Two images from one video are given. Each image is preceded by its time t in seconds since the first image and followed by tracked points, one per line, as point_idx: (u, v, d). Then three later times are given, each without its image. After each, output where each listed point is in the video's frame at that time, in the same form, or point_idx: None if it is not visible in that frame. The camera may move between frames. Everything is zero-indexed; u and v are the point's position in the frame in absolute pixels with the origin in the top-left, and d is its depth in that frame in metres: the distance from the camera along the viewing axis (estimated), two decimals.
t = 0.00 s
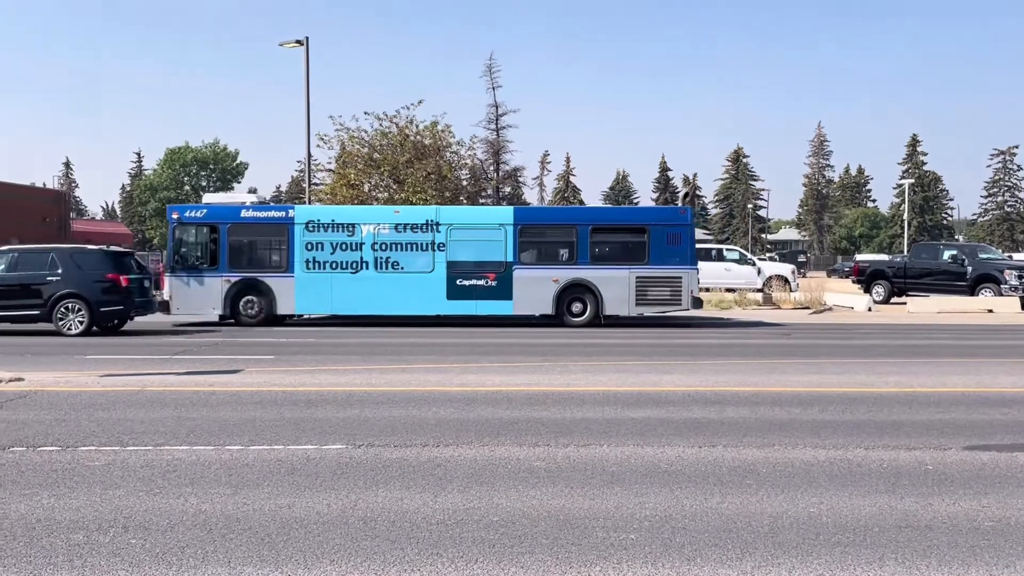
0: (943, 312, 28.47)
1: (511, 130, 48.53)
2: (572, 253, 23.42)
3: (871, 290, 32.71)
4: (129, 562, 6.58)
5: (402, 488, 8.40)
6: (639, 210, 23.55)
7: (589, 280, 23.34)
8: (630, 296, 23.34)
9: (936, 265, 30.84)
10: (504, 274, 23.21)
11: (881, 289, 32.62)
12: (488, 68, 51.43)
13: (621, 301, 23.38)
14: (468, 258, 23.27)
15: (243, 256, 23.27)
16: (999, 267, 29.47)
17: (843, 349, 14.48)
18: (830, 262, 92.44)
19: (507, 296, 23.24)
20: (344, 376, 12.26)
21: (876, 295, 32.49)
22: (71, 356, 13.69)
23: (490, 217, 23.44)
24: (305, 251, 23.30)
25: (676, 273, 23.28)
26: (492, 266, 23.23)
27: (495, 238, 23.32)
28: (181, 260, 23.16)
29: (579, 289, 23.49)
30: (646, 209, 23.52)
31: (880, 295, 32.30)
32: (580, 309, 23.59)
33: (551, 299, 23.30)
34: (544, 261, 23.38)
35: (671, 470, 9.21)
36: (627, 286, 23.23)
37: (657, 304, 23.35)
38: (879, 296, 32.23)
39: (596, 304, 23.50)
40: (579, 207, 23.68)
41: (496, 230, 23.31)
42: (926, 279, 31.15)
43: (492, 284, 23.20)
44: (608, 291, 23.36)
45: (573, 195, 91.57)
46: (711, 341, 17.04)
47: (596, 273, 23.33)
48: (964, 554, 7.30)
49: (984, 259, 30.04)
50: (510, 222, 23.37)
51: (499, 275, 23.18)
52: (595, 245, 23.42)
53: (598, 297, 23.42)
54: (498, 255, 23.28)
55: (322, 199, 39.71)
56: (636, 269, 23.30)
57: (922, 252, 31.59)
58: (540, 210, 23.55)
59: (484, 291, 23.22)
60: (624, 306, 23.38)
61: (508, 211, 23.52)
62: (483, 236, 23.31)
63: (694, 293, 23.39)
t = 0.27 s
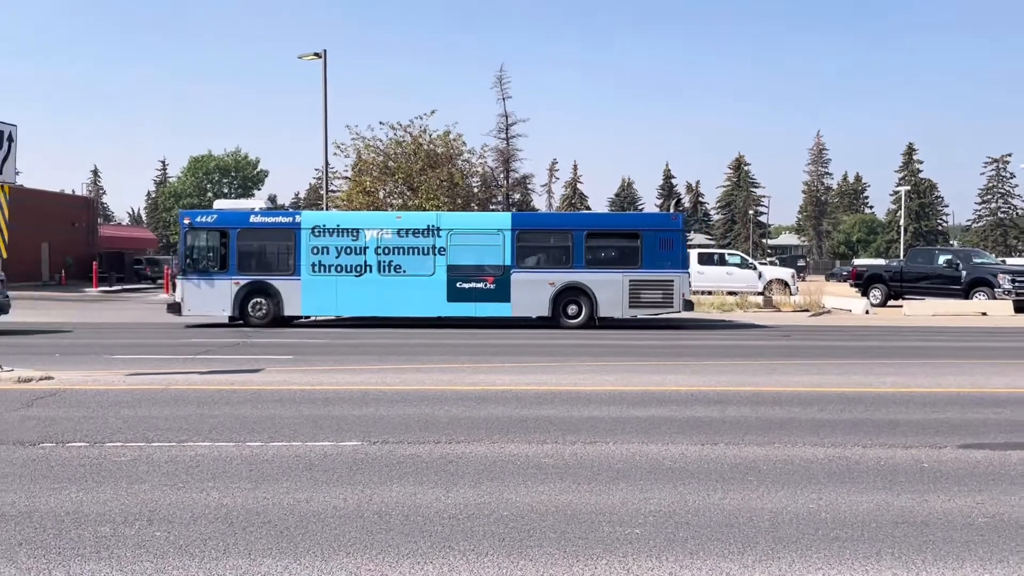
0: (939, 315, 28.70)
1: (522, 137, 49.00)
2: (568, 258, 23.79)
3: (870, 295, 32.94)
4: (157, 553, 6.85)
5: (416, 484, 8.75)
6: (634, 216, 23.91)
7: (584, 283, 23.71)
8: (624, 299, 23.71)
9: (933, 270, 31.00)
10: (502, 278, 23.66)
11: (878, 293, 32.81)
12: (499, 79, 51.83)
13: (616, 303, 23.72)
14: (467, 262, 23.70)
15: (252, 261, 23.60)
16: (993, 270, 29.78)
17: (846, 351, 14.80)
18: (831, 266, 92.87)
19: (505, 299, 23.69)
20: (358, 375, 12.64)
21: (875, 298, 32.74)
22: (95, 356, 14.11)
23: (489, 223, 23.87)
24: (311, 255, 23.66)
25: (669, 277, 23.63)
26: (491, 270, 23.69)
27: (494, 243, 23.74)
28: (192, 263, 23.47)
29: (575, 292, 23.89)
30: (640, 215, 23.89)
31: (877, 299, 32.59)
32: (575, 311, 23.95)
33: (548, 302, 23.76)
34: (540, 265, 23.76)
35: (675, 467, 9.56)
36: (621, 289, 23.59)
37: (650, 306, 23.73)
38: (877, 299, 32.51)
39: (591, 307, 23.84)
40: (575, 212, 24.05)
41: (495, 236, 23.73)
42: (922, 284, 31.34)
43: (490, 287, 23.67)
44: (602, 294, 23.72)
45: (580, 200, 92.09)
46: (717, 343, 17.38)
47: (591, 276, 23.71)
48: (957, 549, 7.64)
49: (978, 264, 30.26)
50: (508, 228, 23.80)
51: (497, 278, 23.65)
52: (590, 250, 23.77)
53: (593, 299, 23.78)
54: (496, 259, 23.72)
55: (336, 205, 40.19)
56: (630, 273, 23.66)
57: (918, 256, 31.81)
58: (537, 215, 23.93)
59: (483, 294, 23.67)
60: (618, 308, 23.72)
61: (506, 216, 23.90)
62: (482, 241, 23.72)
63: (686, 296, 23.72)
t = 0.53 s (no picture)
0: (941, 317, 28.64)
1: (532, 143, 49.26)
2: (566, 260, 23.96)
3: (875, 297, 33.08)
4: (172, 549, 6.55)
5: (427, 482, 8.89)
6: (631, 219, 24.03)
7: (582, 285, 23.84)
8: (621, 301, 23.81)
9: (936, 273, 31.12)
10: (501, 280, 23.83)
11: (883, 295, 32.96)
12: (510, 86, 52.09)
13: (613, 305, 23.83)
14: (466, 265, 23.88)
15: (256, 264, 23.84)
16: (996, 274, 29.83)
17: (852, 353, 14.96)
18: (836, 268, 92.97)
19: (504, 301, 23.85)
20: (370, 376, 12.86)
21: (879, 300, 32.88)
22: (114, 356, 14.37)
23: (488, 226, 24.01)
24: (314, 257, 23.91)
25: (665, 280, 23.74)
26: (490, 272, 23.86)
27: (493, 246, 23.92)
28: (197, 265, 23.73)
29: (572, 294, 24.04)
30: (637, 218, 24.01)
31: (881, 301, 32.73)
32: (573, 313, 24.13)
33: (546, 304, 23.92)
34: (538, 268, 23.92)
35: (682, 466, 9.68)
36: (618, 292, 23.71)
37: (647, 308, 23.81)
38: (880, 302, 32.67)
39: (589, 309, 24.00)
40: (573, 216, 24.20)
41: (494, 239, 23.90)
42: (926, 286, 31.45)
43: (489, 290, 23.83)
44: (599, 296, 23.83)
45: (588, 204, 92.20)
46: (725, 345, 17.54)
47: (588, 278, 23.86)
48: (960, 547, 7.60)
49: (982, 266, 30.37)
50: (507, 231, 23.95)
51: (496, 280, 23.82)
52: (587, 253, 23.92)
53: (590, 301, 23.91)
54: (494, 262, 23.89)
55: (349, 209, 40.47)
56: (626, 275, 23.79)
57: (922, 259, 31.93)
58: (536, 218, 24.09)
59: (482, 296, 23.85)
60: (614, 310, 23.83)
61: (506, 220, 24.06)
62: (481, 244, 23.90)
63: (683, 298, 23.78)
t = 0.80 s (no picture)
0: (947, 319, 28.74)
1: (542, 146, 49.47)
2: (566, 262, 24.10)
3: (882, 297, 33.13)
4: (185, 548, 6.55)
5: (437, 480, 8.96)
6: (630, 221, 24.12)
7: (582, 287, 24.01)
8: (621, 302, 23.94)
9: (942, 273, 31.11)
10: (502, 282, 23.98)
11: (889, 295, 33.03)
12: (519, 89, 52.27)
13: (612, 306, 23.98)
14: (468, 266, 24.02)
15: (261, 266, 24.06)
16: (1002, 275, 29.78)
17: (859, 354, 15.08)
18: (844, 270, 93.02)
19: (505, 303, 24.00)
20: (381, 376, 13.01)
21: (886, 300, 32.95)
22: (131, 357, 14.57)
23: (488, 228, 24.08)
24: (319, 259, 24.10)
25: (663, 282, 23.87)
26: (491, 274, 24.00)
27: (494, 248, 24.04)
28: (204, 267, 23.99)
29: (572, 295, 24.21)
30: (636, 220, 24.10)
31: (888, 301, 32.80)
32: (573, 314, 24.31)
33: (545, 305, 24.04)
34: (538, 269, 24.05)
35: (690, 464, 9.73)
36: (617, 293, 23.85)
37: (646, 310, 23.95)
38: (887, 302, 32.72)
39: (589, 309, 24.18)
40: (573, 218, 24.30)
41: (494, 241, 24.01)
42: (932, 287, 31.47)
43: (490, 291, 23.97)
44: (599, 297, 23.99)
45: (597, 206, 92.18)
46: (733, 345, 17.68)
47: (588, 280, 24.00)
48: (968, 547, 6.99)
49: (987, 267, 30.35)
50: (508, 234, 24.04)
51: (497, 282, 23.95)
52: (587, 255, 24.05)
53: (590, 302, 24.08)
54: (495, 264, 24.02)
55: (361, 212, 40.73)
56: (625, 277, 23.91)
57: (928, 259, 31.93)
58: (537, 221, 24.21)
59: (483, 297, 23.99)
60: (614, 311, 23.98)
61: (507, 222, 24.14)
62: (481, 246, 24.03)
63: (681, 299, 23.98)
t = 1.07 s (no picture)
0: (958, 318, 28.69)
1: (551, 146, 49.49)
2: (567, 262, 24.10)
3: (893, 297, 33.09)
4: (198, 546, 6.59)
5: (447, 479, 8.97)
6: (631, 221, 24.12)
7: (583, 286, 24.01)
8: (621, 302, 23.94)
9: (953, 273, 31.07)
10: (503, 281, 24.00)
11: (899, 295, 32.98)
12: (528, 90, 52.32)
13: (612, 306, 23.99)
14: (469, 266, 24.04)
15: (263, 265, 24.12)
16: (1013, 274, 29.80)
17: (868, 353, 15.07)
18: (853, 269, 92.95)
19: (506, 302, 24.02)
20: (390, 376, 13.04)
21: (896, 300, 32.92)
22: (142, 356, 14.62)
23: (489, 229, 24.11)
24: (321, 259, 24.15)
25: (664, 281, 23.85)
26: (493, 274, 24.02)
27: (495, 248, 24.05)
28: (207, 267, 24.06)
29: (573, 295, 24.22)
30: (637, 220, 24.10)
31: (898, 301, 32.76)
32: (574, 314, 24.32)
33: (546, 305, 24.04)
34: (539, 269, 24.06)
35: (700, 463, 9.72)
36: (618, 293, 23.84)
37: (647, 309, 23.93)
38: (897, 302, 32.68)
39: (590, 309, 24.20)
40: (575, 217, 24.30)
41: (496, 241, 24.03)
42: (943, 287, 31.43)
43: (492, 291, 23.99)
44: (599, 297, 24.00)
45: (605, 205, 92.08)
46: (743, 345, 17.68)
47: (589, 280, 24.01)
48: (980, 547, 6.99)
49: (999, 266, 30.34)
50: (509, 233, 24.06)
51: (499, 282, 23.97)
52: (587, 254, 24.05)
53: (591, 302, 24.09)
54: (497, 264, 24.04)
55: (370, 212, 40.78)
56: (626, 277, 23.91)
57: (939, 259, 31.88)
58: (538, 221, 24.23)
59: (485, 297, 24.02)
60: (614, 310, 23.98)
61: (507, 221, 24.14)
62: (483, 246, 24.05)
63: (682, 299, 23.96)
